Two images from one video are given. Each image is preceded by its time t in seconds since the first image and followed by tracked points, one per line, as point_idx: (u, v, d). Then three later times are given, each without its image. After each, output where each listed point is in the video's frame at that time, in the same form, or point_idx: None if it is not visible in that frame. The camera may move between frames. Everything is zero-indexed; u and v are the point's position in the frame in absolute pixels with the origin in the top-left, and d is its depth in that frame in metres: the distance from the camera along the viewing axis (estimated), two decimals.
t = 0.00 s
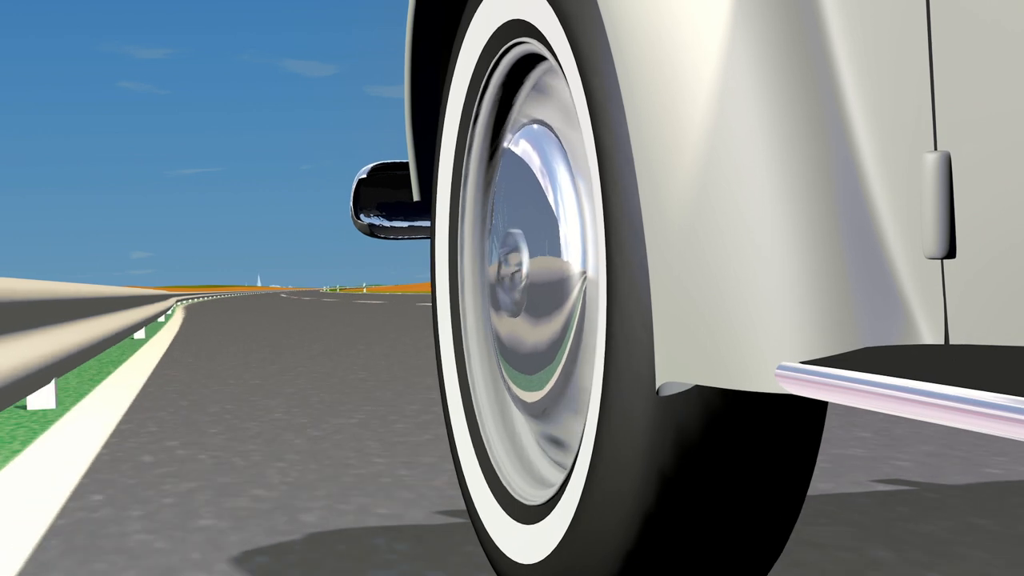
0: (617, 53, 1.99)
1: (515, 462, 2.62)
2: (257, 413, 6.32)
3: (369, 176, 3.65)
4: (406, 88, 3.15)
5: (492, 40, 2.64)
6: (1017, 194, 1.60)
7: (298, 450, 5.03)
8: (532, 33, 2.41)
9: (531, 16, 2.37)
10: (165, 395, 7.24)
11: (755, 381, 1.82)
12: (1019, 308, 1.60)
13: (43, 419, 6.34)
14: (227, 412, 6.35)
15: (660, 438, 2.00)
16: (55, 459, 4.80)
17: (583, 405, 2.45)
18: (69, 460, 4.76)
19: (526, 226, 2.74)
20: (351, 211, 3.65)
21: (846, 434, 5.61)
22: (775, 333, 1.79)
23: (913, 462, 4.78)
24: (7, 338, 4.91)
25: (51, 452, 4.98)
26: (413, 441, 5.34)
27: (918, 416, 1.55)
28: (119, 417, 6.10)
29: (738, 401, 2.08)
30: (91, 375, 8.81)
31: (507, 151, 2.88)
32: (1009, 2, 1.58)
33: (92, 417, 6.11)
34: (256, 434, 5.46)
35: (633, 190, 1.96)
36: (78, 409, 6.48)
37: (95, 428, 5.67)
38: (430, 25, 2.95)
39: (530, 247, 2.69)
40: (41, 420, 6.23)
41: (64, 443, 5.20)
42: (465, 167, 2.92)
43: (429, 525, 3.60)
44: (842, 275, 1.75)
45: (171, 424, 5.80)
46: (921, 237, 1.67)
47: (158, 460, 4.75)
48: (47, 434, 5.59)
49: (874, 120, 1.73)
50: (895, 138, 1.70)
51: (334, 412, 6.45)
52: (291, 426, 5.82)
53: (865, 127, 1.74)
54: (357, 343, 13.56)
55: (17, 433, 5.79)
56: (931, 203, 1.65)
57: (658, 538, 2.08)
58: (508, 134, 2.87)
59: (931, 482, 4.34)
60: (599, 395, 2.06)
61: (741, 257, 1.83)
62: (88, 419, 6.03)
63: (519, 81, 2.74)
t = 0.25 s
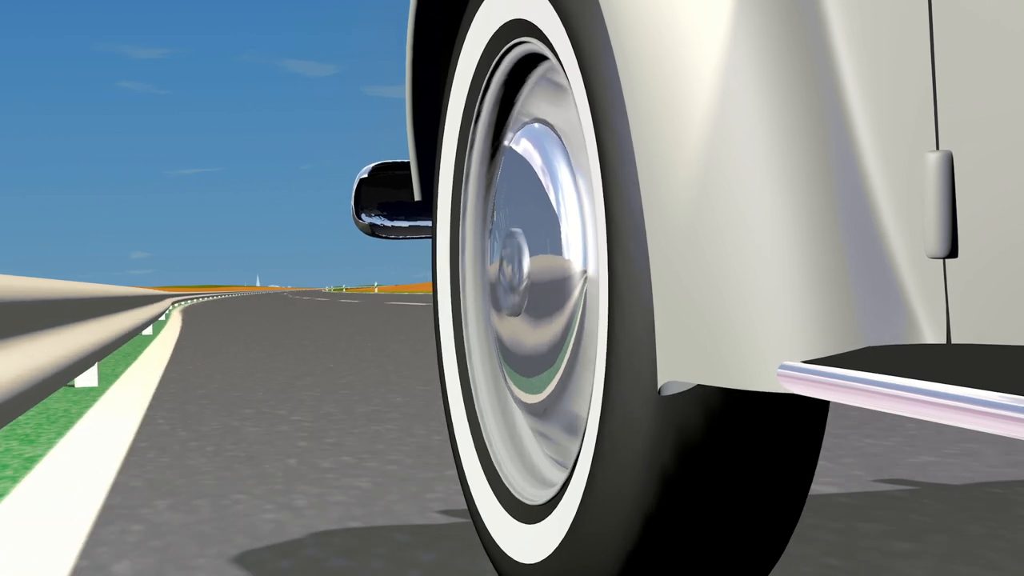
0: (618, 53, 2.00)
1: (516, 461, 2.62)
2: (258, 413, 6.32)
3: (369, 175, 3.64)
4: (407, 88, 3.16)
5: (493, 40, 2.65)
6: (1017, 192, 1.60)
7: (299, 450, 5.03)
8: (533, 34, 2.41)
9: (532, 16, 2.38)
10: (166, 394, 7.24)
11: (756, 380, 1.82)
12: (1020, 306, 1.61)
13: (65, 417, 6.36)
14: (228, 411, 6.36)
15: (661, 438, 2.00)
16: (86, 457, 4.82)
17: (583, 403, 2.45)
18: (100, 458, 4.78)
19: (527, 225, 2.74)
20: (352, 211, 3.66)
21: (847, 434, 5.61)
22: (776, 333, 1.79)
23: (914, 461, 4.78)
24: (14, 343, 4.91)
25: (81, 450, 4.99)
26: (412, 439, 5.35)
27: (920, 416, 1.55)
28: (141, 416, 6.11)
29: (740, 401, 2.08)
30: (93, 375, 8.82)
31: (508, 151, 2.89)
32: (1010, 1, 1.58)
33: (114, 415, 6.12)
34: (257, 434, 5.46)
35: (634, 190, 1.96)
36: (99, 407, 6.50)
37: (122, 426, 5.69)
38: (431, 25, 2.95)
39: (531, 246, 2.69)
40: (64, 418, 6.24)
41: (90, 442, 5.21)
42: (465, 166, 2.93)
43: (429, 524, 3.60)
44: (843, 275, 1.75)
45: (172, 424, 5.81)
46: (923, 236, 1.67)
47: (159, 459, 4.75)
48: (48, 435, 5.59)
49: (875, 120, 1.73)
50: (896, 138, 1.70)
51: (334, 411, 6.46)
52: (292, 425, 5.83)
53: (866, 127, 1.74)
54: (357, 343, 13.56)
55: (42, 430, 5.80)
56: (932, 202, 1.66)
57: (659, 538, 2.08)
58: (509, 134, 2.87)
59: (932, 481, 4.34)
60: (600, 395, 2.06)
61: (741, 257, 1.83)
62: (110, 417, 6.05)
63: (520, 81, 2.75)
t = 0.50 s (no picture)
0: (619, 52, 1.99)
1: (516, 460, 2.63)
2: (259, 412, 6.32)
3: (369, 175, 3.64)
4: (407, 88, 3.16)
5: (492, 40, 2.65)
6: (1017, 191, 1.60)
7: (299, 449, 5.03)
8: (533, 33, 2.41)
9: (532, 15, 2.37)
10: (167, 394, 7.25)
11: (756, 379, 1.82)
12: (1020, 305, 1.61)
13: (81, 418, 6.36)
14: (229, 410, 6.36)
15: (661, 437, 2.00)
16: (106, 458, 4.81)
17: (583, 402, 2.45)
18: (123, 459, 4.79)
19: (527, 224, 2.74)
20: (352, 210, 3.66)
21: (849, 433, 5.60)
22: (775, 332, 1.79)
23: (916, 460, 4.78)
24: (19, 345, 4.90)
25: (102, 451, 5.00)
26: (413, 438, 5.34)
27: (921, 414, 1.55)
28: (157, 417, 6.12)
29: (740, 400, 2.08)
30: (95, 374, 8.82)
31: (508, 151, 2.88)
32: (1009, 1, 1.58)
33: (131, 416, 6.13)
34: (257, 433, 5.46)
35: (634, 189, 1.96)
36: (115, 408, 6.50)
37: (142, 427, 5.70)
38: (430, 24, 2.95)
39: (531, 245, 2.69)
40: (80, 418, 6.25)
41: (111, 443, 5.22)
42: (465, 165, 2.93)
43: (429, 523, 3.60)
44: (843, 275, 1.75)
45: (172, 423, 5.81)
46: (923, 235, 1.67)
47: (159, 459, 4.75)
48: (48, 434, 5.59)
49: (875, 120, 1.73)
50: (896, 137, 1.70)
51: (335, 410, 6.45)
52: (293, 424, 5.83)
53: (866, 125, 1.74)
54: (358, 342, 13.56)
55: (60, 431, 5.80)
56: (932, 201, 1.66)
57: (659, 536, 2.08)
58: (509, 133, 2.87)
59: (933, 480, 4.34)
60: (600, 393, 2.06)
61: (741, 256, 1.83)
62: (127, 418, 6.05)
63: (520, 80, 2.75)
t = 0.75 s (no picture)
0: (620, 53, 2.00)
1: (517, 460, 2.63)
2: (260, 411, 6.32)
3: (370, 174, 3.65)
4: (407, 88, 3.16)
5: (493, 40, 2.66)
6: (1017, 191, 1.60)
7: (300, 448, 5.04)
8: (533, 32, 2.42)
9: (533, 15, 2.38)
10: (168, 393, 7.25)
11: (757, 379, 1.82)
12: (1021, 305, 1.61)
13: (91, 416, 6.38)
14: (230, 410, 6.36)
15: (662, 436, 2.00)
16: (117, 456, 4.82)
17: (584, 400, 2.46)
18: (139, 456, 4.80)
19: (528, 224, 2.74)
20: (352, 209, 3.66)
21: (850, 433, 5.60)
22: (776, 332, 1.79)
23: (917, 460, 4.78)
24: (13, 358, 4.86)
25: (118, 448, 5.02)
26: (414, 437, 5.35)
27: (923, 414, 1.55)
28: (169, 414, 6.14)
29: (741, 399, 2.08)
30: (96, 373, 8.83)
31: (508, 151, 2.88)
32: None
33: (144, 414, 6.13)
34: (258, 433, 5.46)
35: (634, 189, 1.97)
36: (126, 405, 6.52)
37: (155, 425, 5.71)
38: (431, 24, 2.95)
39: (532, 245, 2.69)
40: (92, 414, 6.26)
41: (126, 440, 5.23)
42: (466, 164, 2.93)
43: (430, 523, 3.61)
44: (844, 274, 1.75)
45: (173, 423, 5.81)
46: (924, 234, 1.67)
47: (159, 458, 4.75)
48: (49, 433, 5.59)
49: (875, 120, 1.73)
50: (897, 136, 1.70)
51: (336, 409, 6.45)
52: (293, 423, 5.83)
53: (867, 125, 1.74)
54: (360, 342, 13.56)
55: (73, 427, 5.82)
56: (932, 201, 1.66)
57: (660, 536, 2.08)
58: (509, 133, 2.87)
59: (933, 480, 4.33)
60: (601, 392, 2.06)
61: (742, 257, 1.83)
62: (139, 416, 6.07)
63: (520, 80, 2.75)
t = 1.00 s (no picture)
0: (619, 56, 2.00)
1: (516, 463, 2.63)
2: (259, 412, 6.32)
3: (369, 177, 3.64)
4: (407, 90, 3.16)
5: (492, 42, 2.66)
6: (1017, 195, 1.60)
7: (299, 450, 5.03)
8: (533, 35, 2.41)
9: (533, 17, 2.37)
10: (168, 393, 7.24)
11: (757, 382, 1.82)
12: (1020, 309, 1.60)
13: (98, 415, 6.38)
14: (229, 411, 6.36)
15: (661, 440, 2.00)
16: (121, 456, 4.81)
17: (583, 403, 2.45)
18: (144, 456, 4.81)
19: (527, 226, 2.74)
20: (352, 211, 3.66)
21: (850, 436, 5.60)
22: (776, 335, 1.79)
23: (915, 463, 4.77)
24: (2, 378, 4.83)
25: (123, 447, 5.02)
26: (413, 439, 5.34)
27: (923, 419, 1.55)
28: (174, 413, 6.14)
29: (740, 403, 2.08)
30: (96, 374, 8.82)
31: (508, 153, 2.88)
32: (1009, 3, 1.58)
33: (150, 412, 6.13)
34: (257, 434, 5.46)
35: (634, 193, 1.97)
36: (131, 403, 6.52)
37: (161, 424, 5.71)
38: (430, 26, 2.95)
39: (531, 247, 2.69)
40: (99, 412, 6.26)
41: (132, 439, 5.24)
42: (465, 166, 2.93)
43: (429, 525, 3.60)
44: (843, 278, 1.74)
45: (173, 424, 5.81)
46: (923, 238, 1.67)
47: (159, 459, 4.75)
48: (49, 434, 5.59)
49: (875, 124, 1.73)
50: (896, 140, 1.70)
51: (336, 410, 6.45)
52: (292, 425, 5.82)
53: (866, 128, 1.74)
54: (359, 343, 13.55)
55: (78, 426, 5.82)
56: (932, 203, 1.66)
57: (659, 540, 2.08)
58: (508, 135, 2.87)
59: (932, 483, 4.33)
60: (600, 396, 2.06)
61: (742, 260, 1.83)
62: (145, 415, 6.07)
63: (520, 82, 2.75)
